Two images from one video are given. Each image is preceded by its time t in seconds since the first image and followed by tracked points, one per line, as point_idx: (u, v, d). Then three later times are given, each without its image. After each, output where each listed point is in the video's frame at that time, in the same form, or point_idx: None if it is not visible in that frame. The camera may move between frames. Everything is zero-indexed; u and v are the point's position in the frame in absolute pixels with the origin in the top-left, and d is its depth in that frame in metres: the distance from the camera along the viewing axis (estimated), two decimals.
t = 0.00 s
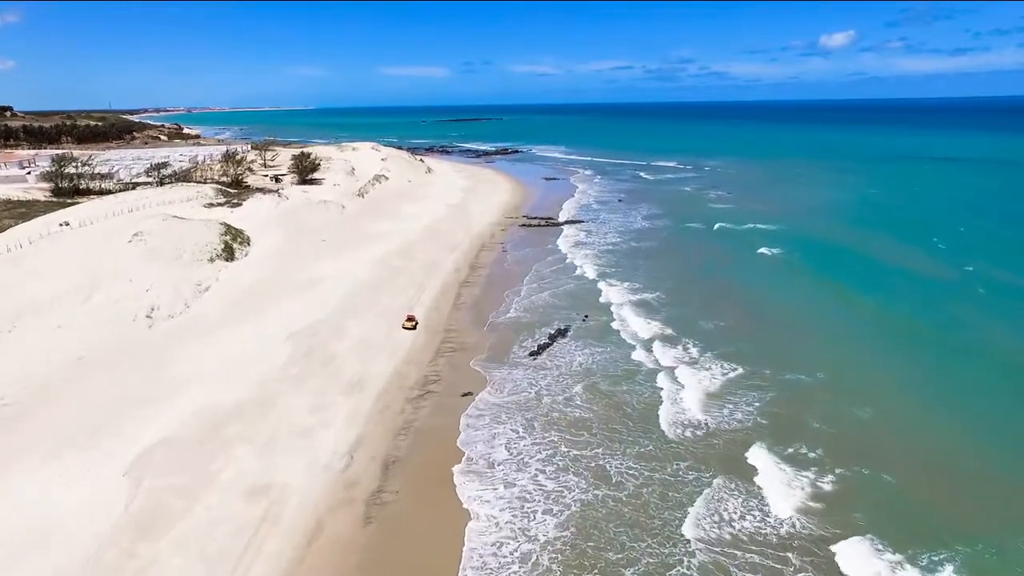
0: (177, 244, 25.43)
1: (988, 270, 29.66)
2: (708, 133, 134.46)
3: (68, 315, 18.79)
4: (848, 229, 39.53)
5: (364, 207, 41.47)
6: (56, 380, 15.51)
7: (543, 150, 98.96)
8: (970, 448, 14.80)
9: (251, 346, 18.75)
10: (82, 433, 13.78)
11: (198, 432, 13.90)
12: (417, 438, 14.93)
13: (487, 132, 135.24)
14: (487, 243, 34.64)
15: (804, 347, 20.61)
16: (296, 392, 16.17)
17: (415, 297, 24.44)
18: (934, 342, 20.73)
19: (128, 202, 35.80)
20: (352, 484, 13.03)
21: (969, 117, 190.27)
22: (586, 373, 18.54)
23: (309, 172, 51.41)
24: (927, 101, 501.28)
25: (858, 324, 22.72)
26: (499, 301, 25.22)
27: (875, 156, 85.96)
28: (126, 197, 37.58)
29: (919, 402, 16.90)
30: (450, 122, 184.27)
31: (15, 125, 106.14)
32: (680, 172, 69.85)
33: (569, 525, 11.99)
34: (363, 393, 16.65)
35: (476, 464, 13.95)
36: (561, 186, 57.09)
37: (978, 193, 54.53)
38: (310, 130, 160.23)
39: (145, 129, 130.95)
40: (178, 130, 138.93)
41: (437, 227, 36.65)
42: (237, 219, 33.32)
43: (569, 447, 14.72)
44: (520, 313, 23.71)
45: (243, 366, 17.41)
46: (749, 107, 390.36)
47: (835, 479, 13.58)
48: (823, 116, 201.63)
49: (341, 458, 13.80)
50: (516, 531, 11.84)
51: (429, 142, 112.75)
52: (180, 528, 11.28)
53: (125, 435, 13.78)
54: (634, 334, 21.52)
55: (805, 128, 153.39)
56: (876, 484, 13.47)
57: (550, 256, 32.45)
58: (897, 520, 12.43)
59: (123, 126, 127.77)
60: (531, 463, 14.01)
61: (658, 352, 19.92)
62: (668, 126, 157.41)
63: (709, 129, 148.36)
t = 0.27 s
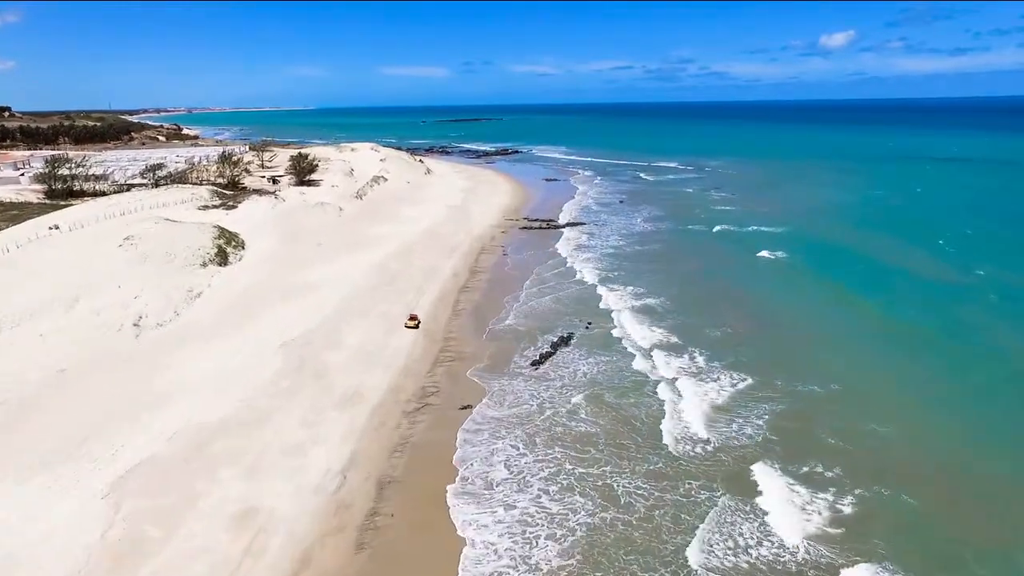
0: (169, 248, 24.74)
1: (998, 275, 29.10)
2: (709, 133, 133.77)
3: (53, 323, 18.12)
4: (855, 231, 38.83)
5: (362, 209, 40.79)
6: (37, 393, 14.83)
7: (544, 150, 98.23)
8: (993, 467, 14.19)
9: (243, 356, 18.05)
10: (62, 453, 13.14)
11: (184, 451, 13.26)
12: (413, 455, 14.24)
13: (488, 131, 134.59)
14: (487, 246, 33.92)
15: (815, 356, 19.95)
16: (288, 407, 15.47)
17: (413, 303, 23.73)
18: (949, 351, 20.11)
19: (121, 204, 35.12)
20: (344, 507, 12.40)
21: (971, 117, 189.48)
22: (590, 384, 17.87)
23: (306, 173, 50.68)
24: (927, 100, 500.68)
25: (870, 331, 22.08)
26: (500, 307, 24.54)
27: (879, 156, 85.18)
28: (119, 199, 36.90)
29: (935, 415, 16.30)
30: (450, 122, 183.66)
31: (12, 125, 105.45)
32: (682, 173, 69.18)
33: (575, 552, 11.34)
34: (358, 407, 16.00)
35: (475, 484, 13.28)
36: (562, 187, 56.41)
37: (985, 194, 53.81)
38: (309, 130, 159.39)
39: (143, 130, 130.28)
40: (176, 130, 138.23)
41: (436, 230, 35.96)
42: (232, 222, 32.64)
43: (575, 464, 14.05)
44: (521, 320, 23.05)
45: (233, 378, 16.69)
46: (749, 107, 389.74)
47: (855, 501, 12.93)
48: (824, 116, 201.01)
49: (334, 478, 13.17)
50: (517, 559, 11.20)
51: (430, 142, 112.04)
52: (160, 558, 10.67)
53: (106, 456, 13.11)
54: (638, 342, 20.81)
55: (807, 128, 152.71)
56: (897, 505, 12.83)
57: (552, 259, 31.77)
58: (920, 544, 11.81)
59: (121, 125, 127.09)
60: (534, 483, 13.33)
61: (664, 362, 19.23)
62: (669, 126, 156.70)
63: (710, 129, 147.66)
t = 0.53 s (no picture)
0: (160, 253, 24.05)
1: (1009, 277, 28.49)
2: (710, 132, 133.11)
3: (36, 333, 17.45)
4: (861, 232, 38.19)
5: (360, 211, 40.11)
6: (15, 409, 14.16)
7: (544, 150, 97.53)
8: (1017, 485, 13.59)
9: (233, 366, 17.37)
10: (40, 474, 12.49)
11: (168, 472, 12.63)
12: (410, 476, 13.58)
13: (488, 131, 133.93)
14: (487, 250, 33.26)
15: (826, 365, 19.31)
16: (278, 422, 14.82)
17: (411, 310, 23.06)
18: (964, 360, 19.49)
19: (114, 206, 34.43)
20: (336, 534, 11.77)
21: (971, 117, 189.12)
22: (594, 396, 17.22)
23: (304, 174, 49.99)
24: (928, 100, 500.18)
25: (881, 338, 21.45)
26: (500, 313, 23.88)
27: (882, 156, 84.61)
28: (113, 201, 36.23)
29: (953, 428, 15.69)
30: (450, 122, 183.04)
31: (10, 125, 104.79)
32: (684, 174, 68.52)
33: None
34: (352, 422, 15.35)
35: (471, 507, 12.62)
36: (563, 188, 55.73)
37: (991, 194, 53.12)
38: (308, 130, 158.62)
39: (142, 130, 129.62)
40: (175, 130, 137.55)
41: (435, 233, 35.28)
42: (226, 225, 31.95)
43: (581, 483, 13.42)
44: (522, 327, 22.38)
45: (221, 392, 16.01)
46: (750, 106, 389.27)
47: (875, 525, 12.32)
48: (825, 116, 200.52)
49: (325, 501, 12.54)
50: None
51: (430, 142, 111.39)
52: None
53: (85, 477, 12.47)
54: (640, 351, 20.11)
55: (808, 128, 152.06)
56: (920, 530, 12.20)
57: (553, 263, 31.09)
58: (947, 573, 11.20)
59: (119, 125, 126.39)
60: (536, 504, 12.69)
61: (668, 372, 18.51)
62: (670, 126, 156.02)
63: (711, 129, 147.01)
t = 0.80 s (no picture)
0: (150, 257, 23.33)
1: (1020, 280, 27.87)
2: (711, 133, 132.50)
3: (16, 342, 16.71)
4: (866, 234, 37.58)
5: (358, 213, 39.41)
6: None
7: (545, 150, 96.86)
8: None
9: (222, 378, 16.68)
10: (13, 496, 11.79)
11: (149, 495, 11.95)
12: (405, 497, 12.91)
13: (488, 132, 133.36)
14: (487, 253, 32.56)
15: (837, 376, 18.65)
16: (267, 439, 14.14)
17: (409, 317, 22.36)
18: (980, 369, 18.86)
19: (106, 209, 33.71)
20: (325, 562, 11.10)
21: (972, 117, 188.66)
22: (599, 409, 16.53)
23: (301, 176, 49.29)
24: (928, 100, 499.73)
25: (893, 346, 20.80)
26: (501, 320, 23.19)
27: (884, 156, 84.05)
28: (105, 203, 35.52)
29: (971, 447, 15.08)
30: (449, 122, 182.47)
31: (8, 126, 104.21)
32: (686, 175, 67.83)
33: None
34: (345, 438, 14.66)
35: (467, 532, 11.92)
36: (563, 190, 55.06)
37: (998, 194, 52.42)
38: (307, 130, 157.86)
39: (140, 130, 129.00)
40: (174, 130, 136.93)
41: (434, 235, 34.58)
42: (221, 227, 31.24)
43: (588, 505, 12.76)
44: (523, 335, 21.68)
45: (209, 407, 15.32)
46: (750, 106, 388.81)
47: (898, 552, 11.68)
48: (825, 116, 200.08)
49: (316, 526, 11.86)
50: None
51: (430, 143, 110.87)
52: None
53: (61, 500, 11.77)
54: (643, 360, 19.43)
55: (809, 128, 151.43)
56: (945, 558, 11.57)
57: (555, 267, 30.39)
58: None
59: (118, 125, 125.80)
60: (539, 529, 12.02)
61: (674, 383, 17.84)
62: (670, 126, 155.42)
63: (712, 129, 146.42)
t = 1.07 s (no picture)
0: (139, 261, 22.57)
1: None
2: (711, 133, 131.74)
3: None
4: (872, 237, 36.93)
5: (356, 215, 38.72)
6: None
7: (546, 150, 96.11)
8: None
9: (210, 391, 15.99)
10: None
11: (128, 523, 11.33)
12: (399, 521, 12.26)
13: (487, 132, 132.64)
14: (487, 257, 31.86)
15: (850, 386, 17.93)
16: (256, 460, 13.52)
17: (406, 324, 21.67)
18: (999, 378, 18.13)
19: (97, 211, 32.97)
20: None
21: (974, 117, 188.08)
22: (604, 424, 15.80)
23: (299, 177, 48.59)
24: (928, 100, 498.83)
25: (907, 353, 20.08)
26: (502, 327, 22.51)
27: (887, 157, 83.39)
28: (97, 206, 34.81)
29: (994, 460, 14.38)
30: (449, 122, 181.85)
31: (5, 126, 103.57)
32: (689, 175, 67.12)
33: None
34: (338, 457, 14.02)
35: (463, 561, 11.28)
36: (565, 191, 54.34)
37: (1005, 195, 51.65)
38: (307, 130, 156.65)
39: (139, 130, 128.37)
40: (173, 130, 136.17)
41: (434, 238, 33.90)
42: (215, 230, 30.55)
43: (594, 528, 12.09)
44: (525, 342, 20.99)
45: (195, 422, 14.60)
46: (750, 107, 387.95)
47: None
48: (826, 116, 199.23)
49: (304, 555, 11.23)
50: None
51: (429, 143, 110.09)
52: None
53: (33, 527, 11.09)
54: (647, 370, 18.73)
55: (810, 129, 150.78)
56: None
57: (556, 271, 29.69)
58: None
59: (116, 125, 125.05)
60: (541, 556, 11.38)
61: (680, 395, 17.14)
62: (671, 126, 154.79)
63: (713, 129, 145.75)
